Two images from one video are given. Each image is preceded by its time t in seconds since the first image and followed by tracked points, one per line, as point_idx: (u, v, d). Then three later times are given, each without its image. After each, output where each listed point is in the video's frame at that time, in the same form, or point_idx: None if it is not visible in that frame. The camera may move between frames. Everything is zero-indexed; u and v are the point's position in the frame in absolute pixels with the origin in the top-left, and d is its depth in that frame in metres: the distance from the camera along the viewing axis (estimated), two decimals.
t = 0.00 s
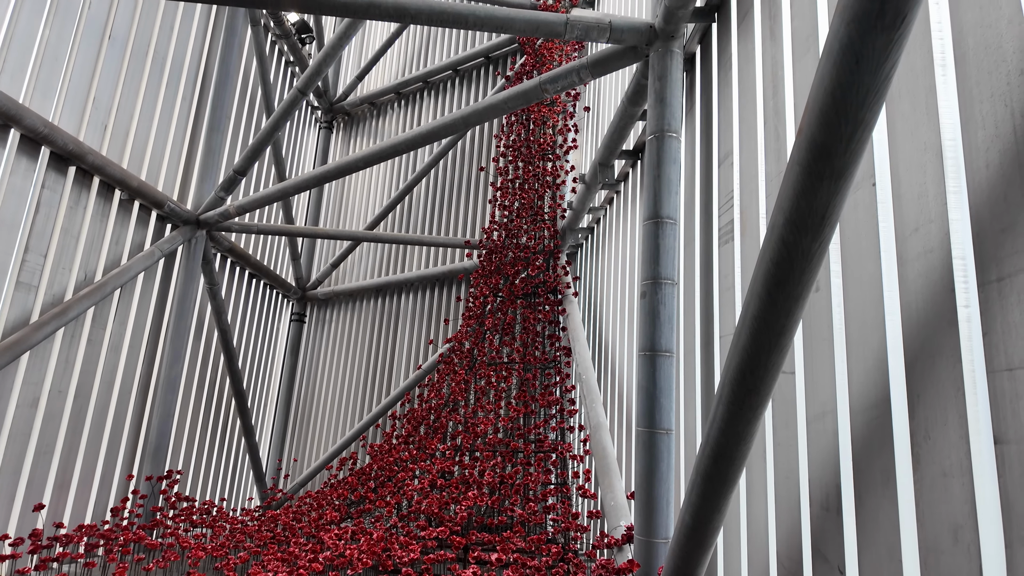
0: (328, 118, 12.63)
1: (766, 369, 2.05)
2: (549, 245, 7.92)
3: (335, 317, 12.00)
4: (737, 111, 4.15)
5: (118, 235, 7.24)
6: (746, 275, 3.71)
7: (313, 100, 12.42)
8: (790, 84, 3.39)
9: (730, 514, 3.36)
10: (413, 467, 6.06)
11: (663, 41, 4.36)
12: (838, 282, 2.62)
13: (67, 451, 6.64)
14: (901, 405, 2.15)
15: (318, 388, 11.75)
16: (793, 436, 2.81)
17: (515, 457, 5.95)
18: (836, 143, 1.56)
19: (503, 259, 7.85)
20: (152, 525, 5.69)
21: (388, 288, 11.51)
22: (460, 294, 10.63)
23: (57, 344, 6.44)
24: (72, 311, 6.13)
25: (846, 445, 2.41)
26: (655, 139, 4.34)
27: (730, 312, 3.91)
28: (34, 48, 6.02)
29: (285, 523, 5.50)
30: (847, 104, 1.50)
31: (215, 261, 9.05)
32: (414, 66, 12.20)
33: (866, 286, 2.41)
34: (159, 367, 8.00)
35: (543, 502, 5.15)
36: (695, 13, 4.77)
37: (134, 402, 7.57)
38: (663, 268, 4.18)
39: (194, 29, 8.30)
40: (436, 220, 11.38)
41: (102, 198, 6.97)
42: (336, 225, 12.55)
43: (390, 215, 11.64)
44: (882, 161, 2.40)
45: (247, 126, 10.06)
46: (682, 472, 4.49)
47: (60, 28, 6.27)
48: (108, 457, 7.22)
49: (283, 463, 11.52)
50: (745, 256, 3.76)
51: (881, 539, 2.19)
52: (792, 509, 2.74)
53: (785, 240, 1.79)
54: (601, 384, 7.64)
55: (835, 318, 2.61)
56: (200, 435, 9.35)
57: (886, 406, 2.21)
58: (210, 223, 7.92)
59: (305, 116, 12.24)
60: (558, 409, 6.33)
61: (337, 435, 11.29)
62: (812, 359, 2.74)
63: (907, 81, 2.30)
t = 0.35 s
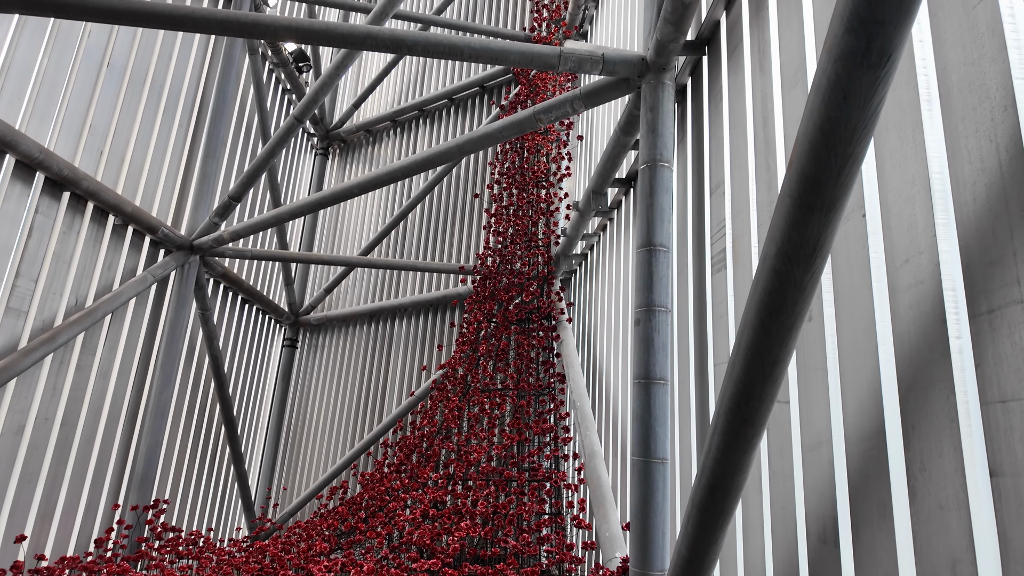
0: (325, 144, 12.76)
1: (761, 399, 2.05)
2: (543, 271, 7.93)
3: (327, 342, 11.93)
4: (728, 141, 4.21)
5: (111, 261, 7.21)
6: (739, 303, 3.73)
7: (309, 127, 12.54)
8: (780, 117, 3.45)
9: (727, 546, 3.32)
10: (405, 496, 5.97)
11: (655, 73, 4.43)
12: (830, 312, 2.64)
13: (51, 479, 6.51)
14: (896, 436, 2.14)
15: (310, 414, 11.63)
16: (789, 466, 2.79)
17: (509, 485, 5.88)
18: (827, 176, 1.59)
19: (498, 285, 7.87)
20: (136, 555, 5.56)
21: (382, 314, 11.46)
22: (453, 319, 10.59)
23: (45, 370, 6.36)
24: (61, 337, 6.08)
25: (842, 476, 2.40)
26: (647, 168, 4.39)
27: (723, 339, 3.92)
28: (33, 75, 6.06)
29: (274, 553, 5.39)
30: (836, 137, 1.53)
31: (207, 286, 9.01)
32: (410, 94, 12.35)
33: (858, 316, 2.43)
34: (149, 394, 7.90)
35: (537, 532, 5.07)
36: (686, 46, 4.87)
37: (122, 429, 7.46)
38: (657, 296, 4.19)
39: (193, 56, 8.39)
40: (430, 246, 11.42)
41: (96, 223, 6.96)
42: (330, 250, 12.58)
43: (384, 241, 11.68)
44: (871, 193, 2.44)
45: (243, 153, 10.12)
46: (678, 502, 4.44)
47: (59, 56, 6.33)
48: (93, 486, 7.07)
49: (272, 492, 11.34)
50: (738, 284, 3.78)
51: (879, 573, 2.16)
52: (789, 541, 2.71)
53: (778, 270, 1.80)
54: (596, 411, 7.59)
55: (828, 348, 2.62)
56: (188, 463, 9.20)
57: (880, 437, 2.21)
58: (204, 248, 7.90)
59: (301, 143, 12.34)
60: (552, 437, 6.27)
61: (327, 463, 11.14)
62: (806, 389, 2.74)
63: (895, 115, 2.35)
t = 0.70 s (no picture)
0: (322, 171, 12.84)
1: (757, 430, 2.04)
2: (539, 297, 7.90)
3: (321, 369, 11.84)
4: (721, 171, 4.26)
5: (105, 286, 7.18)
6: (734, 331, 3.74)
7: (307, 154, 12.65)
8: (771, 148, 3.50)
9: None
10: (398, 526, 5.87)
11: (648, 105, 4.49)
12: (825, 343, 2.65)
13: (37, 509, 6.38)
14: (893, 468, 2.13)
15: (302, 442, 11.50)
16: (786, 498, 2.77)
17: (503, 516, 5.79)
18: (819, 209, 1.61)
19: (493, 311, 7.89)
20: None
21: (376, 339, 11.40)
22: (448, 346, 10.54)
23: (35, 398, 6.29)
24: (52, 363, 6.02)
25: (840, 508, 2.38)
26: (642, 197, 4.44)
27: (719, 368, 3.92)
28: (33, 103, 6.11)
29: None
30: (827, 171, 1.55)
31: (201, 312, 8.97)
32: (407, 123, 12.49)
33: (853, 347, 2.44)
34: (139, 421, 7.81)
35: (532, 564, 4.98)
36: (679, 79, 4.95)
37: (111, 457, 7.35)
38: (652, 323, 4.20)
39: (193, 84, 8.47)
40: (426, 273, 11.44)
41: (91, 249, 6.96)
42: (326, 276, 12.59)
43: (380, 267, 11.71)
44: (863, 225, 2.47)
45: (240, 179, 10.18)
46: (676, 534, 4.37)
47: (59, 84, 6.38)
48: (79, 516, 6.93)
49: (263, 521, 11.15)
50: (733, 313, 3.79)
51: None
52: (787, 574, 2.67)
53: (772, 302, 1.81)
54: (592, 440, 7.52)
55: (823, 379, 2.62)
56: (178, 492, 9.05)
57: (878, 469, 2.19)
58: (199, 273, 7.84)
59: (298, 170, 12.45)
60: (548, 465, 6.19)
61: (320, 492, 10.98)
62: (803, 420, 2.73)
63: (884, 149, 2.39)
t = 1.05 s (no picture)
0: (320, 197, 12.92)
1: (756, 460, 2.02)
2: (535, 322, 7.94)
3: (316, 394, 11.74)
4: (716, 199, 4.29)
5: (99, 311, 7.15)
6: (732, 358, 3.73)
7: (306, 180, 12.73)
8: (766, 176, 3.54)
9: None
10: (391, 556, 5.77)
11: (643, 134, 4.55)
12: (823, 371, 2.65)
13: (24, 538, 6.26)
14: (894, 499, 2.11)
15: (296, 468, 11.35)
16: (787, 528, 2.74)
17: (500, 546, 5.69)
18: (814, 240, 1.61)
19: (489, 336, 7.81)
20: None
21: (372, 364, 11.32)
22: (445, 371, 10.46)
23: (25, 424, 6.21)
24: (44, 389, 5.96)
25: (841, 540, 2.35)
26: (638, 225, 4.46)
27: (717, 396, 3.89)
28: (33, 129, 6.14)
29: None
30: (821, 202, 1.56)
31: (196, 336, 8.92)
32: (405, 149, 12.61)
33: (851, 376, 2.43)
34: (130, 448, 7.71)
35: None
36: (673, 108, 5.02)
37: (100, 485, 7.23)
38: (649, 349, 4.19)
39: (193, 111, 8.54)
40: (422, 298, 11.44)
41: (87, 273, 6.94)
42: (322, 300, 12.61)
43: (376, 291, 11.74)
44: (859, 254, 2.48)
45: (238, 205, 10.22)
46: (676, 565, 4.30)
47: (60, 110, 6.42)
48: (67, 546, 6.78)
49: (255, 550, 10.95)
50: (730, 340, 3.78)
51: None
52: None
53: (769, 331, 1.80)
54: (590, 467, 7.46)
55: (822, 408, 2.61)
56: (168, 520, 8.89)
57: (878, 500, 2.17)
58: (194, 298, 7.81)
59: (296, 196, 12.52)
60: (545, 494, 6.10)
61: (313, 520, 10.81)
62: (802, 449, 2.71)
63: (878, 179, 2.41)
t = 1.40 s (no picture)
0: (319, 222, 12.97)
1: (757, 493, 2.00)
2: (533, 347, 7.91)
3: (311, 421, 11.62)
4: (712, 226, 4.32)
5: (94, 337, 7.11)
6: (731, 386, 3.70)
7: (304, 206, 12.80)
8: (762, 205, 3.56)
9: None
10: None
11: (639, 162, 4.60)
12: (822, 402, 2.64)
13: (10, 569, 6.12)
14: (897, 533, 2.08)
15: (290, 497, 11.19)
16: (789, 562, 2.70)
17: None
18: (811, 270, 1.61)
19: (488, 361, 7.62)
20: None
21: (368, 391, 11.22)
22: (441, 397, 10.37)
23: (16, 451, 6.12)
24: (35, 416, 5.89)
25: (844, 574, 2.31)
26: (635, 252, 4.47)
27: (717, 425, 3.86)
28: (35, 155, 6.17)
29: None
30: (818, 233, 1.57)
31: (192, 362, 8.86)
32: (404, 176, 12.71)
33: (851, 406, 2.42)
34: (122, 476, 7.59)
35: None
36: (669, 137, 5.08)
37: (90, 514, 7.10)
38: (648, 378, 4.16)
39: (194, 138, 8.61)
40: (419, 323, 11.42)
41: (83, 298, 6.92)
42: (319, 325, 12.59)
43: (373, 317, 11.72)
44: (856, 284, 2.49)
45: (236, 230, 10.24)
46: None
47: (62, 136, 6.47)
48: None
49: None
50: (729, 368, 3.77)
51: None
52: None
53: (768, 361, 1.79)
54: (588, 496, 7.36)
55: (822, 439, 2.59)
56: (158, 551, 8.72)
57: (881, 534, 2.14)
58: (190, 324, 7.76)
59: (294, 221, 12.59)
60: (543, 524, 6.00)
61: (306, 550, 10.62)
62: (803, 480, 2.68)
63: (873, 210, 2.44)
